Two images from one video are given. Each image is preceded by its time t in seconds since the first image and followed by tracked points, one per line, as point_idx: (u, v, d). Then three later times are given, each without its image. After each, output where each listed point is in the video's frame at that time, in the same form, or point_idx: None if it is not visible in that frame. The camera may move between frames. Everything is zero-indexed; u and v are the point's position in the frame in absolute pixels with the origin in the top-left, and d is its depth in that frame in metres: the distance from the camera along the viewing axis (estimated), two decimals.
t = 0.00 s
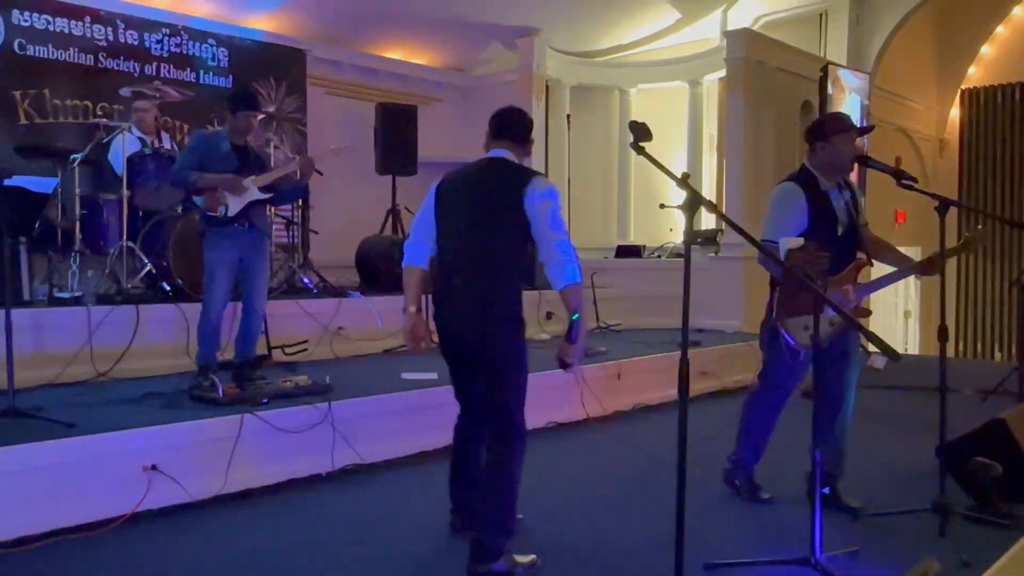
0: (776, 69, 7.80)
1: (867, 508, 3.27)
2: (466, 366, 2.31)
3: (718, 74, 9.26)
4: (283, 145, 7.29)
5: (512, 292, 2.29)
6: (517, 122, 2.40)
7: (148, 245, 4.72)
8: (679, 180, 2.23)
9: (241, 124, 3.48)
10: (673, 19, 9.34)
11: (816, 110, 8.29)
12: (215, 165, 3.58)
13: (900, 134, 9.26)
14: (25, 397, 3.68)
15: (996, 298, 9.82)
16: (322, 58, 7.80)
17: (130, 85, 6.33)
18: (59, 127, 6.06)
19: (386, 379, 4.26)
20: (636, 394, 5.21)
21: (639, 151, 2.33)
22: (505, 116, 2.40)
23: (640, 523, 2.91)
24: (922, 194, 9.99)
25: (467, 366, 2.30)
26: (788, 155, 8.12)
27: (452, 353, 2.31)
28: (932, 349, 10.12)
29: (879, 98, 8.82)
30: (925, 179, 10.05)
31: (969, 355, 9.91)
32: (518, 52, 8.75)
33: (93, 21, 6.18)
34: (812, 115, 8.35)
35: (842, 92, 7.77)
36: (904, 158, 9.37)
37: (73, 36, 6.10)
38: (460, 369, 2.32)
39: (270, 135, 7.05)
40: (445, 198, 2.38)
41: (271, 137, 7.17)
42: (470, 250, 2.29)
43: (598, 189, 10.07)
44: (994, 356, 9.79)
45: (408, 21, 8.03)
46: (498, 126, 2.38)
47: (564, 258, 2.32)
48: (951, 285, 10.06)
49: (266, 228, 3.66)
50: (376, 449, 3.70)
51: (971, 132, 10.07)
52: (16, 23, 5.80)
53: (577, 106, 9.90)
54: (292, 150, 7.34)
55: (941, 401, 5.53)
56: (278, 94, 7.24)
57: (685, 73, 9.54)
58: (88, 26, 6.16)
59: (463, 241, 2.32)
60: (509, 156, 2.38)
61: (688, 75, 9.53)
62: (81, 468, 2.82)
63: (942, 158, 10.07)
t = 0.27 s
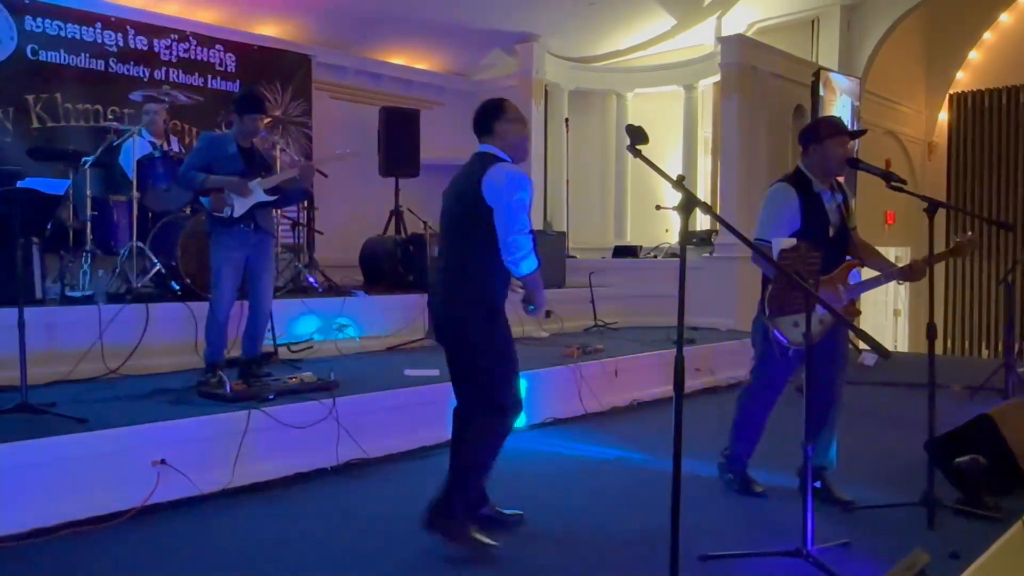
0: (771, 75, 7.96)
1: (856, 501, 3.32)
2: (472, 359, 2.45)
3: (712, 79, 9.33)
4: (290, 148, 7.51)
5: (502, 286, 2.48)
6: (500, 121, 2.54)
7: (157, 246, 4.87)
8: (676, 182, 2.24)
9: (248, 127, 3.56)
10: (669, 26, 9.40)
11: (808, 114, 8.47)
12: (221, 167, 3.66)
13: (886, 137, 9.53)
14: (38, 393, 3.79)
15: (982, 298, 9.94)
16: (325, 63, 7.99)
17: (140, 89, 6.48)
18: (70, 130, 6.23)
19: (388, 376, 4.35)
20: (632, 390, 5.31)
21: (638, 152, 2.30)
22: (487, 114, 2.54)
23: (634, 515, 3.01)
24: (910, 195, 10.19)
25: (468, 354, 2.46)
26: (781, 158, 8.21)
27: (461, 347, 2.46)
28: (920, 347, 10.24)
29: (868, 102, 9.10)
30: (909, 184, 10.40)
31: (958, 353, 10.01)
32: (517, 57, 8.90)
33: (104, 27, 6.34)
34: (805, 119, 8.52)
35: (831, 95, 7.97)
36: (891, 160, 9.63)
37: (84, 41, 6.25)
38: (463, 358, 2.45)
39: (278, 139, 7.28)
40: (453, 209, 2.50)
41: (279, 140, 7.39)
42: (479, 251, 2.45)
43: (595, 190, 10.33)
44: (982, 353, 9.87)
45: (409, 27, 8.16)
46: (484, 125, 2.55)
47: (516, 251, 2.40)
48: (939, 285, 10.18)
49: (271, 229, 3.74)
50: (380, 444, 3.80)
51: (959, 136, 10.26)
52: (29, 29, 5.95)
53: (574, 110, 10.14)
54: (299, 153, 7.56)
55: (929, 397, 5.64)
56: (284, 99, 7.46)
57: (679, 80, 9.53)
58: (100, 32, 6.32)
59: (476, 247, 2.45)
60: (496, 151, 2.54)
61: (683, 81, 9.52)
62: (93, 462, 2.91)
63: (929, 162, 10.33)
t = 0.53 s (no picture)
0: (766, 79, 8.09)
1: (848, 496, 3.37)
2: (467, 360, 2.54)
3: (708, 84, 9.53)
4: (296, 151, 7.65)
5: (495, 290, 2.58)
6: (469, 130, 2.61)
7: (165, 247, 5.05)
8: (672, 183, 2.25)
9: (255, 129, 3.64)
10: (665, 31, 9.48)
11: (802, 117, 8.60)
12: (229, 168, 3.74)
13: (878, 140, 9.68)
14: (50, 389, 3.89)
15: (973, 297, 10.03)
16: (329, 67, 8.10)
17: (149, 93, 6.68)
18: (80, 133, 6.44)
19: (391, 374, 4.43)
20: (628, 388, 5.40)
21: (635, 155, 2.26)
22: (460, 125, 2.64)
23: (630, 510, 3.07)
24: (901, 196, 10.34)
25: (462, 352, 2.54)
26: (776, 159, 8.31)
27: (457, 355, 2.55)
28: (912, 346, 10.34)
29: (861, 106, 9.26)
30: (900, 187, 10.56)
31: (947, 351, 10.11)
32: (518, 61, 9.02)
33: (114, 33, 6.53)
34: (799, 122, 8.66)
35: (825, 97, 8.12)
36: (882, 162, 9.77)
37: (94, 46, 6.44)
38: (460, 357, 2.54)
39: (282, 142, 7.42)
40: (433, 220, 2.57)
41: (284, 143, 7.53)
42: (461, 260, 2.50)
43: (593, 192, 10.54)
44: (971, 351, 9.98)
45: (411, 32, 8.27)
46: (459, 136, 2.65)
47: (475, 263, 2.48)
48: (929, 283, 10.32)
49: (276, 230, 3.83)
50: (382, 440, 3.88)
51: (949, 139, 10.40)
52: (41, 35, 6.15)
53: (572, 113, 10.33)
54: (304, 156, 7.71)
55: (920, 395, 5.74)
56: (290, 102, 7.58)
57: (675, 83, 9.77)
58: (109, 37, 6.51)
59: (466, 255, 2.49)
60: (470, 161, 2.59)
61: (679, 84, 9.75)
62: (103, 458, 2.96)
63: (920, 165, 10.50)
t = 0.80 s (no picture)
0: (759, 83, 8.27)
1: (842, 491, 3.41)
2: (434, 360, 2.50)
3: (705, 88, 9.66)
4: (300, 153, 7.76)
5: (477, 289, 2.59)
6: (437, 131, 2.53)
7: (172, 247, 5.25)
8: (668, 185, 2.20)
9: (262, 130, 3.72)
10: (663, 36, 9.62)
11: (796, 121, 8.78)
12: (236, 169, 3.82)
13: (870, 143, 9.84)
14: (61, 387, 3.97)
15: (964, 296, 10.12)
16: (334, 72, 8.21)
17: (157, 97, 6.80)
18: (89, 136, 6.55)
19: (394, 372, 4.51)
20: (626, 384, 5.49)
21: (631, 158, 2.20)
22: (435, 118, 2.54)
23: (631, 505, 3.12)
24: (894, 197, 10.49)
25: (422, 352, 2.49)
26: (767, 160, 8.51)
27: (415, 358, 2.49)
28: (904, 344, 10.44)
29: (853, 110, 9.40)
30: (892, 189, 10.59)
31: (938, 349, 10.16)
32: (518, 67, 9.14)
33: (123, 37, 6.64)
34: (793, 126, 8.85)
35: (818, 103, 8.27)
36: (875, 164, 9.92)
37: (104, 51, 6.56)
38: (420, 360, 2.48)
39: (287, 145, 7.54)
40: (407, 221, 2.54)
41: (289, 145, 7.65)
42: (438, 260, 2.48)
43: (591, 193, 10.67)
44: (961, 349, 10.02)
45: (413, 39, 8.38)
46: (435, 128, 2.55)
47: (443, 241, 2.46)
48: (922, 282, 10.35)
49: (281, 231, 3.93)
50: (384, 436, 3.95)
51: (940, 142, 10.54)
52: (51, 40, 6.26)
53: (571, 117, 10.43)
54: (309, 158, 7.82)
55: (912, 392, 5.84)
56: (295, 105, 7.71)
57: (672, 87, 9.95)
58: (118, 42, 6.62)
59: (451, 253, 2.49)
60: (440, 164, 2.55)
61: (675, 88, 9.94)
62: (112, 453, 2.99)
63: (911, 167, 10.56)
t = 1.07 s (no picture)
0: (756, 86, 8.36)
1: (839, 487, 3.46)
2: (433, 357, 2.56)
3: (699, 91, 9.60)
4: (305, 155, 7.82)
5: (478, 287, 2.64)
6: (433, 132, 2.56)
7: (179, 247, 5.34)
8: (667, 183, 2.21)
9: (270, 132, 3.79)
10: (661, 40, 9.64)
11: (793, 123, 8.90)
12: (244, 171, 3.89)
13: (864, 144, 9.98)
14: (72, 385, 4.04)
15: (958, 295, 10.18)
16: (337, 74, 8.29)
17: (164, 100, 6.87)
18: (97, 138, 6.63)
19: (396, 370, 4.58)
20: (626, 382, 5.56)
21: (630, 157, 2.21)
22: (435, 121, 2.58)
23: (632, 501, 3.18)
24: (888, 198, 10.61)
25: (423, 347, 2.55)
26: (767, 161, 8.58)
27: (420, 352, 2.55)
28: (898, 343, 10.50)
29: (847, 112, 9.55)
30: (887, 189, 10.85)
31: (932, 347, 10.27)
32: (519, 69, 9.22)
33: (131, 41, 6.71)
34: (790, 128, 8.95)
35: (814, 104, 8.38)
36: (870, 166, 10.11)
37: (112, 55, 6.63)
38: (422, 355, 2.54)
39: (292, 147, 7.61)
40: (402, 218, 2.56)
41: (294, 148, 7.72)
42: (438, 258, 2.55)
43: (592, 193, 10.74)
44: (954, 348, 10.13)
45: (415, 42, 8.44)
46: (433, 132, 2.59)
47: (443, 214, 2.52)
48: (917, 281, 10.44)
49: (287, 232, 4.00)
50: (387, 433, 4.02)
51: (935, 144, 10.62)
52: (61, 44, 6.33)
53: (571, 119, 10.50)
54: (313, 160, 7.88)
55: (907, 389, 5.91)
56: (301, 108, 7.75)
57: (671, 89, 9.90)
58: (126, 46, 6.70)
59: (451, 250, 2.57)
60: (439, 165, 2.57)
61: (674, 91, 9.88)
62: (122, 450, 3.05)
63: (906, 169, 10.80)
